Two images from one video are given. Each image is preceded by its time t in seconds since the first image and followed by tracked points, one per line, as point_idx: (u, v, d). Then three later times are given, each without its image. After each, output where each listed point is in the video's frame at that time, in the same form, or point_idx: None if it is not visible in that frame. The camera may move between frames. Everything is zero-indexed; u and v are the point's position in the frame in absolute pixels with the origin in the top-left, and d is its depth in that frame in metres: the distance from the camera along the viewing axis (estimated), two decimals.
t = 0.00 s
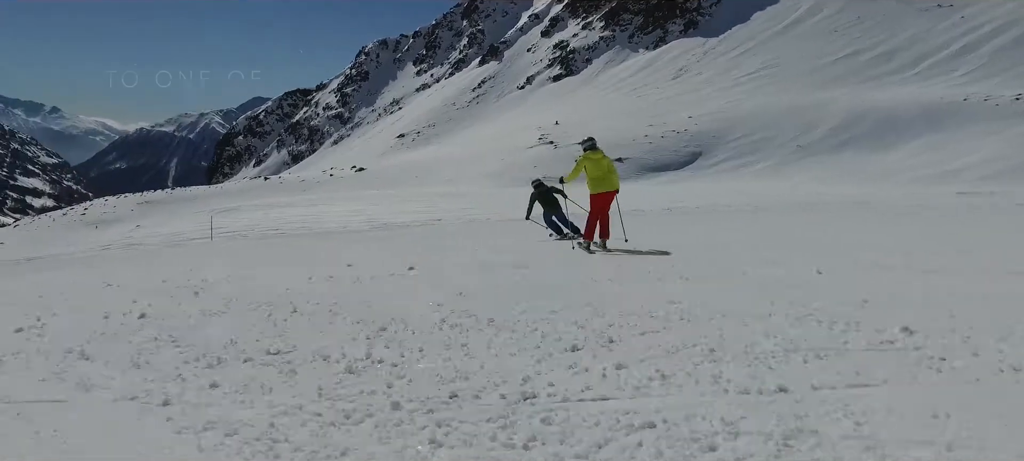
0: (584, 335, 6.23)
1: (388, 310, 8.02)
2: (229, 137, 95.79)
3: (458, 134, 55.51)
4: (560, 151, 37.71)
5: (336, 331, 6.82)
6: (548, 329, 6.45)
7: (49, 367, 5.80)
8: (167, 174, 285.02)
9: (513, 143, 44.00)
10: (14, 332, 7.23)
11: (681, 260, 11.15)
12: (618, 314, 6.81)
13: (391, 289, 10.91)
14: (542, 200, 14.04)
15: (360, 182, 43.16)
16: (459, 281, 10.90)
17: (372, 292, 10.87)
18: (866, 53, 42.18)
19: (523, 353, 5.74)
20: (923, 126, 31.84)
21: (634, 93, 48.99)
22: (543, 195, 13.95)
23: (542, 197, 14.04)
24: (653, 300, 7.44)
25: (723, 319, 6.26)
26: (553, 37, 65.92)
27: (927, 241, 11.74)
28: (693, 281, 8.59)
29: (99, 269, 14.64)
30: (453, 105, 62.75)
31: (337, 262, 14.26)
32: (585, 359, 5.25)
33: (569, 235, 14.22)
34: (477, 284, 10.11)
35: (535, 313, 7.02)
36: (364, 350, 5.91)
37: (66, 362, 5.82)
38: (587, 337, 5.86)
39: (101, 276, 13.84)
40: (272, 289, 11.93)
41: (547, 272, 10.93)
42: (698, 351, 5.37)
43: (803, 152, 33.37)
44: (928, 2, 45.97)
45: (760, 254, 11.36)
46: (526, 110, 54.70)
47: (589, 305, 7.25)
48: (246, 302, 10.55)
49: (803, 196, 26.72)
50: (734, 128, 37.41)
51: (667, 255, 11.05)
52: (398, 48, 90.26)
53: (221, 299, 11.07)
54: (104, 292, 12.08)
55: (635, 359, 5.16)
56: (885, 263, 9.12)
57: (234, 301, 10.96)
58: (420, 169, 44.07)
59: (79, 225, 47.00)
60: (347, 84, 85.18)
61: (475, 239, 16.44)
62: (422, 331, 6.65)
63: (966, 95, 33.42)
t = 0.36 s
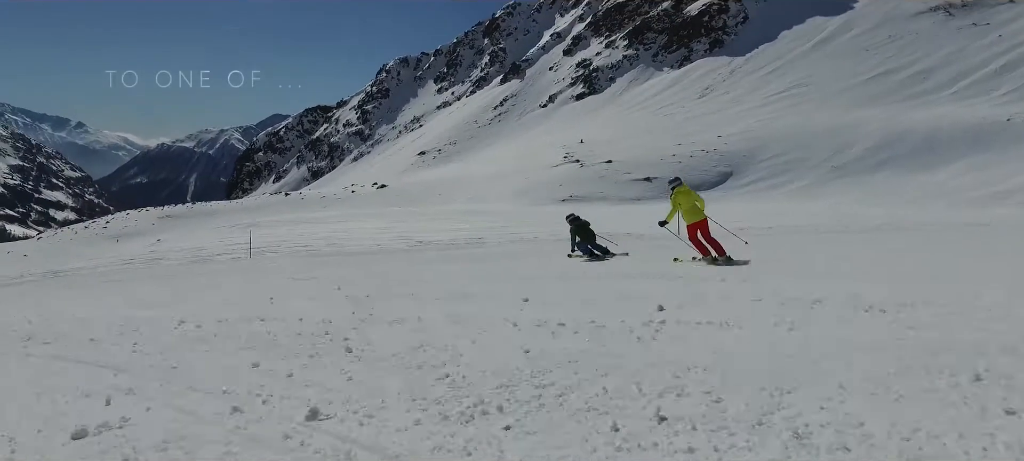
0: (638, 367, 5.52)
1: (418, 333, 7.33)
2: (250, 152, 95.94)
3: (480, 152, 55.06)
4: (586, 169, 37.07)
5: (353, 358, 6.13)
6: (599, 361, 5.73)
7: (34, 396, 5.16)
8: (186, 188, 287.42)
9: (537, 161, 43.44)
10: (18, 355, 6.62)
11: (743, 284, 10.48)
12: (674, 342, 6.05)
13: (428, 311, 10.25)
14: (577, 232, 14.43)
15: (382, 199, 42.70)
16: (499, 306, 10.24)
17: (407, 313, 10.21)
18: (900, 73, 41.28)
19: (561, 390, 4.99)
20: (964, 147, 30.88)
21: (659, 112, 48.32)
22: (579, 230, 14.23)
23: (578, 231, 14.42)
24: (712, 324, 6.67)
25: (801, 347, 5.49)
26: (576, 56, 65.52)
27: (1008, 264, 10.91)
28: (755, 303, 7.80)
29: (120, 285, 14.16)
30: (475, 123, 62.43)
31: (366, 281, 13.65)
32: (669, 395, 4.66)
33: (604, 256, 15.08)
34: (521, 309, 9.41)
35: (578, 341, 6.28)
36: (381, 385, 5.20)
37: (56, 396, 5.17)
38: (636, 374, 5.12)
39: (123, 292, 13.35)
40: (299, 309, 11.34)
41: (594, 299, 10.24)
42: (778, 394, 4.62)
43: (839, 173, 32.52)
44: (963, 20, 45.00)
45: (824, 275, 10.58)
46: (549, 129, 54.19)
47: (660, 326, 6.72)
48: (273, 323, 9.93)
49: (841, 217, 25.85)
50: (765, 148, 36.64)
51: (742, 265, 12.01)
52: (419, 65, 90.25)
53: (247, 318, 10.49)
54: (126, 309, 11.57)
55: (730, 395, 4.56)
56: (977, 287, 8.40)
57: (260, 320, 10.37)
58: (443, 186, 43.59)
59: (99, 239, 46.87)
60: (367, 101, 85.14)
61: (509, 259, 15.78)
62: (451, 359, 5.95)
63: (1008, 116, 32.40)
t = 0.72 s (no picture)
0: (720, 408, 4.83)
1: (463, 370, 6.65)
2: (261, 175, 95.58)
3: (496, 176, 54.54)
4: (606, 194, 36.41)
5: (391, 397, 5.44)
6: (675, 401, 5.03)
7: (30, 438, 4.47)
8: (197, 211, 288.75)
9: (554, 185, 42.81)
10: (24, 382, 5.97)
11: (807, 314, 9.70)
12: (756, 385, 5.37)
13: (470, 337, 9.54)
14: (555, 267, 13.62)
15: (397, 223, 42.08)
16: (546, 333, 9.52)
17: (447, 340, 9.49)
18: (925, 97, 40.56)
19: (639, 442, 4.29)
20: (998, 174, 30.05)
21: (678, 137, 47.74)
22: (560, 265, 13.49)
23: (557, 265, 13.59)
24: (793, 366, 5.96)
25: (906, 390, 4.82)
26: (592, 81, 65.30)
27: None
28: (832, 341, 7.10)
29: (138, 309, 13.53)
30: (489, 148, 62.10)
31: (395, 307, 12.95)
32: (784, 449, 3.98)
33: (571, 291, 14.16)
34: (571, 338, 8.68)
35: (651, 381, 5.60)
36: (439, 431, 4.53)
37: (55, 434, 4.52)
38: (734, 424, 4.42)
39: (141, 316, 12.71)
40: (328, 334, 10.64)
41: (648, 327, 9.49)
42: (892, 448, 3.89)
43: (867, 198, 31.71)
44: (988, 46, 44.35)
45: (897, 304, 9.80)
46: (566, 154, 53.67)
47: (740, 367, 6.02)
48: (303, 350, 9.21)
49: (874, 245, 25.01)
50: (789, 173, 35.91)
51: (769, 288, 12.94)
52: (432, 90, 90.38)
53: (274, 346, 9.80)
54: (146, 334, 10.91)
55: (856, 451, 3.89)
56: None
57: (285, 346, 9.70)
58: (459, 210, 43.03)
59: (112, 261, 46.50)
60: (381, 125, 85.08)
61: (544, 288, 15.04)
62: (503, 400, 5.26)
63: None
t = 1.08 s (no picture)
0: None
1: (528, 412, 5.99)
2: (274, 193, 95.34)
3: (512, 194, 54.03)
4: (628, 212, 35.80)
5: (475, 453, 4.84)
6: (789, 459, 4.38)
7: None
8: (207, 229, 289.65)
9: (573, 203, 42.25)
10: (66, 440, 5.41)
11: (894, 335, 8.95)
12: (881, 435, 4.71)
13: (523, 358, 8.92)
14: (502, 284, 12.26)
15: (414, 241, 41.60)
16: (603, 354, 8.91)
17: (499, 360, 8.87)
18: (953, 111, 39.67)
19: None
20: None
21: (697, 154, 47.12)
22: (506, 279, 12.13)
23: (504, 281, 12.20)
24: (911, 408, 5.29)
25: None
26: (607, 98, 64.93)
27: None
28: (948, 370, 6.38)
29: (164, 329, 13.02)
30: (504, 165, 61.66)
31: (432, 327, 12.35)
32: None
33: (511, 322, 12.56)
34: (636, 362, 8.03)
35: (767, 433, 4.94)
36: None
37: None
38: None
39: (169, 336, 12.20)
40: (366, 353, 10.05)
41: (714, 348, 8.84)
42: None
43: (899, 215, 30.84)
44: (1014, 59, 43.51)
45: (981, 320, 9.10)
46: (582, 171, 53.14)
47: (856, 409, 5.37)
48: (344, 370, 8.62)
49: (913, 261, 24.17)
50: (816, 188, 35.07)
51: (757, 313, 12.45)
52: (445, 108, 90.22)
53: (312, 364, 9.23)
54: (176, 355, 10.39)
55: None
56: None
57: (330, 366, 9.13)
58: (477, 228, 42.48)
59: (126, 279, 46.17)
60: (393, 144, 84.79)
61: (584, 309, 14.39)
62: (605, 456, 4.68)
63: None
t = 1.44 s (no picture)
0: None
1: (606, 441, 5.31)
2: (277, 216, 94.61)
3: (522, 216, 53.44)
4: (644, 235, 35.23)
5: None
6: None
7: None
8: (208, 252, 288.70)
9: (587, 226, 41.67)
10: None
11: (985, 358, 8.15)
12: None
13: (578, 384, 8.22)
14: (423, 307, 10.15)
15: (425, 264, 40.93)
16: (671, 376, 8.20)
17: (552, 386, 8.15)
18: (973, 132, 38.82)
19: None
20: None
21: (710, 177, 46.58)
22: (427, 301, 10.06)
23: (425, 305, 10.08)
24: None
25: None
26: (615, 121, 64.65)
27: None
28: None
29: (185, 355, 12.36)
30: (512, 188, 61.19)
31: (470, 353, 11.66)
32: None
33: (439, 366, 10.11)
34: (706, 388, 7.29)
35: None
36: None
37: None
38: None
39: (192, 364, 11.51)
40: (403, 380, 9.32)
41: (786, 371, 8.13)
42: None
43: (923, 238, 30.02)
44: None
45: None
46: (593, 194, 52.62)
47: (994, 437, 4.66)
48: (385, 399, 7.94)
49: (943, 284, 23.38)
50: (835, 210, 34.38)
51: (728, 343, 11.46)
52: (451, 131, 90.04)
53: (343, 392, 8.47)
54: (200, 384, 9.72)
55: None
56: None
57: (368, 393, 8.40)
58: (487, 251, 41.85)
59: (130, 302, 45.48)
60: (398, 167, 84.42)
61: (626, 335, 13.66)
62: None
63: None
